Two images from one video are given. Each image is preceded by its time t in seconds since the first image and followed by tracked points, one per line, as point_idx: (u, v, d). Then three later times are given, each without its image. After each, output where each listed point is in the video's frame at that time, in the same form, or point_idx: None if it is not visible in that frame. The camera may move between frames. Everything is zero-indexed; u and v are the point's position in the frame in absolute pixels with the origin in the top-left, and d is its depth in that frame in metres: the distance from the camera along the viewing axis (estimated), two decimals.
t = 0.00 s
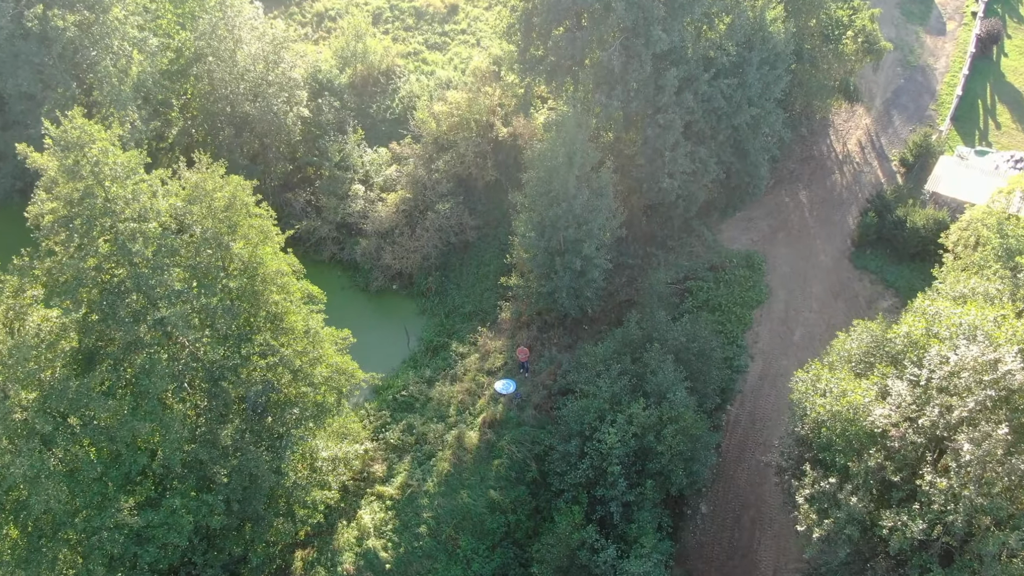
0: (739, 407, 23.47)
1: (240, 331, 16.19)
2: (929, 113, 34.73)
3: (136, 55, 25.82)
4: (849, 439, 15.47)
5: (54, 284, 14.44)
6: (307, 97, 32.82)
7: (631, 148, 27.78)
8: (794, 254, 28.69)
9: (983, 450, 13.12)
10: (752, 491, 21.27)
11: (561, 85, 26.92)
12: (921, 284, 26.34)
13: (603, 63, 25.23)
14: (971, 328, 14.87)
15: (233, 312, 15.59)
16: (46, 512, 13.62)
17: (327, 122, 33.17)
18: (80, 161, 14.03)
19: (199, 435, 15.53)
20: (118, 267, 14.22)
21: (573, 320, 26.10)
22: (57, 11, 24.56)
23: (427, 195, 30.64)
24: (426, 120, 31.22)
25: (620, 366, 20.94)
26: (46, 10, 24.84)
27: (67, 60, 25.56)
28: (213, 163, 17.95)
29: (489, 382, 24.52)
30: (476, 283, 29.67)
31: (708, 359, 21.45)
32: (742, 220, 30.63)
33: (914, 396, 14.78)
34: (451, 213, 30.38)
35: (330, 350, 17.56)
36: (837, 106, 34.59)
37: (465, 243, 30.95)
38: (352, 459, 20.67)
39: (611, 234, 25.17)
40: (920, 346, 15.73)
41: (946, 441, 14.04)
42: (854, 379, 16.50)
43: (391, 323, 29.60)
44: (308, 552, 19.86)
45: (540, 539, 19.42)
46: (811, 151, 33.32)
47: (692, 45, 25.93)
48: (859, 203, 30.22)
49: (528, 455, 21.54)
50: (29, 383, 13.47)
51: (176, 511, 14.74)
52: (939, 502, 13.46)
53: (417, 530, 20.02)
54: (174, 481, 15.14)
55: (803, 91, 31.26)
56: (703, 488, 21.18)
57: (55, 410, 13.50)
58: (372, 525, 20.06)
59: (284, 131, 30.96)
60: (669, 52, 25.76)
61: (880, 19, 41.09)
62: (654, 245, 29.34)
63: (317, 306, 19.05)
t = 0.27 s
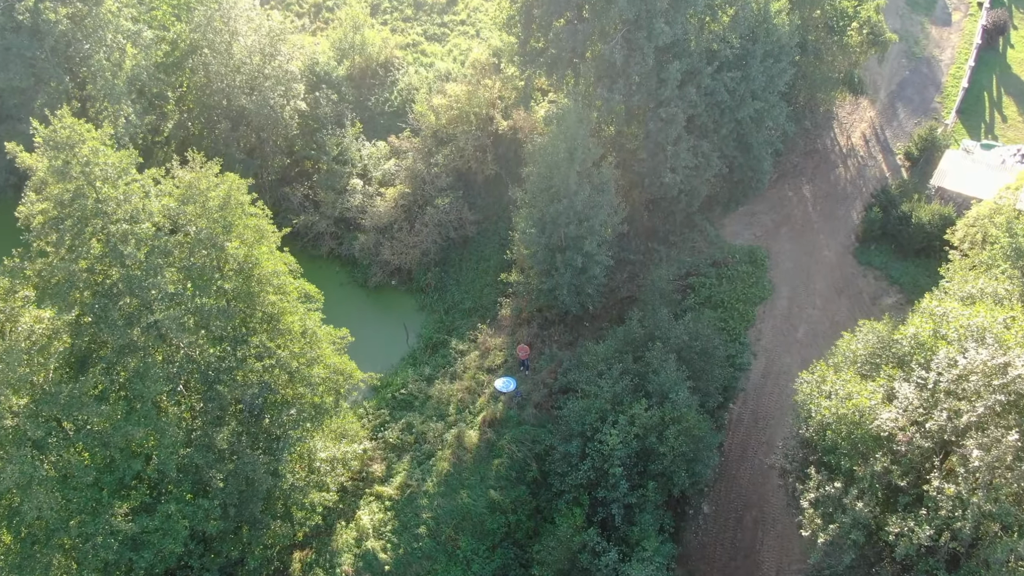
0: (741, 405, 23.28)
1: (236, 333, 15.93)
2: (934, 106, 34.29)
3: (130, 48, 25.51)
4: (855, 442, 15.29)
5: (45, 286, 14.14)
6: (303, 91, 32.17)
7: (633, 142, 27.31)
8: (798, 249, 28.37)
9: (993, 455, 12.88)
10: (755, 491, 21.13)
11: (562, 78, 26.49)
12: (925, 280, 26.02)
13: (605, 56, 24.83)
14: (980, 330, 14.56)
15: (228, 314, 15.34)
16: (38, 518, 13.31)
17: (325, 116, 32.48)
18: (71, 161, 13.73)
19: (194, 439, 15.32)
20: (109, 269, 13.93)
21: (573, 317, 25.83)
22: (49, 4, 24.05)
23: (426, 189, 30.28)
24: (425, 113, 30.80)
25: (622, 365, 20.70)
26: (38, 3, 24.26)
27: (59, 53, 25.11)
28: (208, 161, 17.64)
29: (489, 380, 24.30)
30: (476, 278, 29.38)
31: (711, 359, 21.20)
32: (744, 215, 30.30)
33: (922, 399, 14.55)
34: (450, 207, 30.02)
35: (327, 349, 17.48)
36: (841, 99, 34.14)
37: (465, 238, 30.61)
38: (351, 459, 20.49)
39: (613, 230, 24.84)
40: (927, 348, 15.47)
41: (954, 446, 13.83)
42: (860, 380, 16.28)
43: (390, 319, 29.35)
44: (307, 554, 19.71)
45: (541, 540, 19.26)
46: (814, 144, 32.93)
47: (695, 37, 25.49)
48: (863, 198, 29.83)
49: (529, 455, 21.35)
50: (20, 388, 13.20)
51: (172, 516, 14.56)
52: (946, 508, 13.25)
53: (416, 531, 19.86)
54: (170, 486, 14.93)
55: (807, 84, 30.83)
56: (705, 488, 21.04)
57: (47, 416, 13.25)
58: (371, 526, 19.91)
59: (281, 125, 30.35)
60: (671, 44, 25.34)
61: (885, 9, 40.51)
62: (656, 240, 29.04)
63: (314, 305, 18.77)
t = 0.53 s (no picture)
0: (744, 405, 23.11)
1: (232, 335, 15.68)
2: (940, 99, 33.85)
3: (123, 42, 25.06)
4: (861, 446, 15.14)
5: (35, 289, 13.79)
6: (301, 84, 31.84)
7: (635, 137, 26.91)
8: (802, 245, 28.06)
9: (1003, 462, 12.64)
10: (758, 492, 20.99)
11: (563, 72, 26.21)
12: (930, 277, 25.70)
13: (607, 51, 24.42)
14: (988, 334, 14.24)
15: (224, 317, 15.10)
16: (29, 526, 12.91)
17: (323, 110, 32.32)
18: (60, 163, 13.42)
19: (189, 443, 15.10)
20: (101, 272, 13.65)
21: (574, 314, 25.56)
22: None
23: (425, 184, 29.92)
24: (424, 107, 30.38)
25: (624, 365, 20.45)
26: None
27: (51, 47, 24.48)
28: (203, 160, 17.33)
29: (489, 379, 24.07)
30: (475, 275, 29.08)
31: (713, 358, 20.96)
32: (747, 210, 29.97)
33: (930, 404, 14.34)
34: (450, 203, 29.66)
35: (325, 352, 17.18)
36: (846, 92, 33.70)
37: (465, 234, 30.28)
38: (349, 459, 20.31)
39: (615, 227, 24.50)
40: (935, 351, 15.24)
41: (962, 452, 13.61)
42: (866, 383, 16.07)
43: (389, 316, 29.04)
44: (305, 556, 19.54)
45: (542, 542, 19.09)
46: (818, 138, 32.53)
47: (699, 30, 25.04)
48: (868, 193, 29.46)
49: (529, 455, 21.16)
50: (10, 394, 12.88)
51: (167, 522, 14.38)
52: (954, 515, 13.05)
53: (415, 533, 19.70)
54: (165, 491, 14.73)
55: (811, 77, 30.39)
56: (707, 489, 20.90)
57: (39, 422, 12.96)
58: (369, 528, 19.76)
59: (278, 120, 29.86)
60: (674, 38, 24.99)
61: None
62: (657, 236, 28.74)
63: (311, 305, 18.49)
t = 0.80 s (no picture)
0: (747, 404, 22.94)
1: (228, 338, 15.47)
2: (946, 92, 33.40)
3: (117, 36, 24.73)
4: (867, 451, 14.94)
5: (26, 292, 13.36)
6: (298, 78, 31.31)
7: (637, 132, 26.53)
8: (805, 242, 27.75)
9: (1013, 471, 12.40)
10: (761, 493, 20.86)
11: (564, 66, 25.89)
12: (935, 274, 25.36)
13: (608, 44, 24.18)
14: (998, 338, 13.98)
15: (220, 320, 14.83)
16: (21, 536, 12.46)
17: (321, 104, 31.83)
18: (50, 165, 13.15)
19: (185, 448, 14.90)
20: (94, 277, 13.41)
21: (576, 312, 25.29)
22: None
23: (424, 179, 29.57)
24: (423, 101, 29.99)
25: (626, 365, 20.18)
26: None
27: (43, 40, 23.82)
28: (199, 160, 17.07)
29: (489, 378, 23.84)
30: (475, 271, 28.78)
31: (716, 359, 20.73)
32: (750, 206, 29.63)
33: (938, 409, 14.12)
34: (449, 199, 29.29)
35: (324, 352, 17.18)
36: (850, 85, 33.25)
37: (464, 229, 29.95)
38: (348, 460, 20.14)
39: (616, 224, 24.17)
40: (943, 355, 15.02)
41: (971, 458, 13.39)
42: (872, 387, 15.87)
43: (388, 312, 28.75)
44: (304, 558, 19.38)
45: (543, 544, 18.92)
46: (822, 132, 32.14)
47: (702, 24, 24.61)
48: (872, 188, 29.09)
49: (530, 455, 20.97)
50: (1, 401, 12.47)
51: (162, 529, 14.20)
52: (962, 523, 12.84)
53: (415, 534, 19.53)
54: (160, 497, 14.54)
55: (816, 71, 29.96)
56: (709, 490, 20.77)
57: (31, 429, 12.56)
58: (368, 529, 19.59)
59: (276, 115, 29.55)
60: (677, 32, 24.53)
61: None
62: (659, 232, 28.44)
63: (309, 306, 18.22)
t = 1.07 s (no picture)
0: (750, 403, 22.76)
1: (223, 342, 15.26)
2: (951, 85, 32.96)
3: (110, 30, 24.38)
4: (874, 456, 14.75)
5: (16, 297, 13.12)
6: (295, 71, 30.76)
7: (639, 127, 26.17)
8: (809, 238, 27.45)
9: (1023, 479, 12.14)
10: (764, 494, 20.76)
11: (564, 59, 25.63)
12: (941, 272, 25.05)
13: (608, 38, 23.84)
14: (1009, 343, 13.71)
15: (215, 324, 14.62)
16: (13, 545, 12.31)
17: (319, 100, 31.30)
18: (39, 168, 12.86)
19: (180, 454, 14.67)
20: (86, 281, 13.19)
21: (577, 310, 25.01)
22: None
23: (424, 175, 29.22)
24: (423, 95, 29.64)
25: (628, 366, 19.96)
26: None
27: (36, 35, 23.15)
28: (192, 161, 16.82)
29: (489, 377, 23.60)
30: (475, 268, 28.48)
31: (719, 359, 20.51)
32: (754, 201, 29.30)
33: (947, 415, 13.88)
34: (449, 194, 28.94)
35: (322, 354, 17.08)
36: (855, 78, 32.80)
37: (464, 225, 29.62)
38: (347, 461, 19.96)
39: (618, 222, 23.84)
40: (951, 358, 14.80)
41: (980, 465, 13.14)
42: (879, 390, 15.69)
43: (387, 309, 28.38)
44: (302, 561, 19.21)
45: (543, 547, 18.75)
46: (826, 127, 31.75)
47: (706, 17, 24.15)
48: (877, 183, 28.73)
49: (531, 456, 20.76)
50: None
51: (158, 536, 13.98)
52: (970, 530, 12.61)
53: (415, 536, 19.35)
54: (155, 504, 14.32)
55: (820, 64, 29.52)
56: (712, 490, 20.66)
57: (22, 437, 12.37)
58: (368, 532, 19.41)
59: (273, 110, 29.05)
60: (681, 25, 24.12)
61: None
62: (661, 228, 28.14)
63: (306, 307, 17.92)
